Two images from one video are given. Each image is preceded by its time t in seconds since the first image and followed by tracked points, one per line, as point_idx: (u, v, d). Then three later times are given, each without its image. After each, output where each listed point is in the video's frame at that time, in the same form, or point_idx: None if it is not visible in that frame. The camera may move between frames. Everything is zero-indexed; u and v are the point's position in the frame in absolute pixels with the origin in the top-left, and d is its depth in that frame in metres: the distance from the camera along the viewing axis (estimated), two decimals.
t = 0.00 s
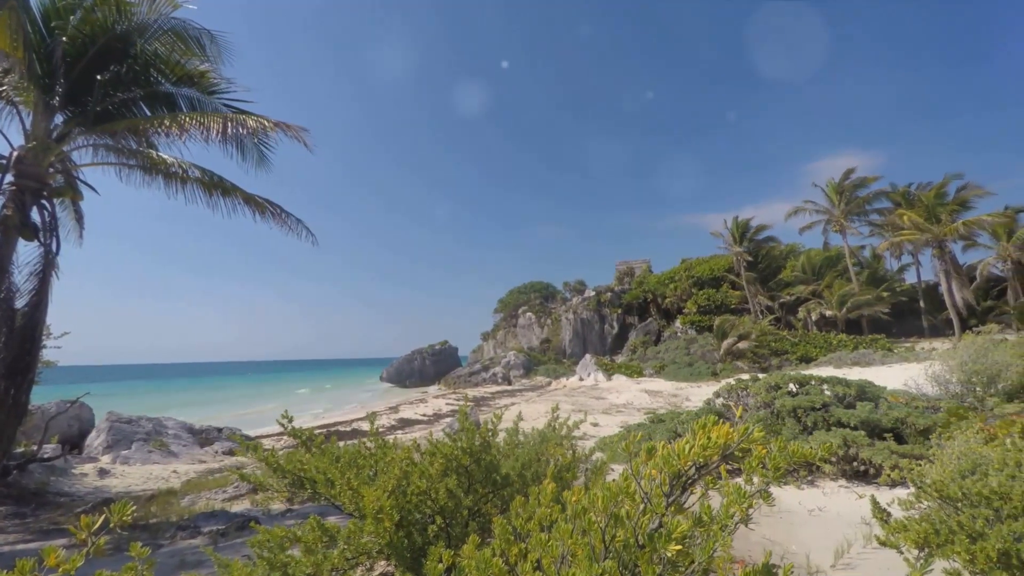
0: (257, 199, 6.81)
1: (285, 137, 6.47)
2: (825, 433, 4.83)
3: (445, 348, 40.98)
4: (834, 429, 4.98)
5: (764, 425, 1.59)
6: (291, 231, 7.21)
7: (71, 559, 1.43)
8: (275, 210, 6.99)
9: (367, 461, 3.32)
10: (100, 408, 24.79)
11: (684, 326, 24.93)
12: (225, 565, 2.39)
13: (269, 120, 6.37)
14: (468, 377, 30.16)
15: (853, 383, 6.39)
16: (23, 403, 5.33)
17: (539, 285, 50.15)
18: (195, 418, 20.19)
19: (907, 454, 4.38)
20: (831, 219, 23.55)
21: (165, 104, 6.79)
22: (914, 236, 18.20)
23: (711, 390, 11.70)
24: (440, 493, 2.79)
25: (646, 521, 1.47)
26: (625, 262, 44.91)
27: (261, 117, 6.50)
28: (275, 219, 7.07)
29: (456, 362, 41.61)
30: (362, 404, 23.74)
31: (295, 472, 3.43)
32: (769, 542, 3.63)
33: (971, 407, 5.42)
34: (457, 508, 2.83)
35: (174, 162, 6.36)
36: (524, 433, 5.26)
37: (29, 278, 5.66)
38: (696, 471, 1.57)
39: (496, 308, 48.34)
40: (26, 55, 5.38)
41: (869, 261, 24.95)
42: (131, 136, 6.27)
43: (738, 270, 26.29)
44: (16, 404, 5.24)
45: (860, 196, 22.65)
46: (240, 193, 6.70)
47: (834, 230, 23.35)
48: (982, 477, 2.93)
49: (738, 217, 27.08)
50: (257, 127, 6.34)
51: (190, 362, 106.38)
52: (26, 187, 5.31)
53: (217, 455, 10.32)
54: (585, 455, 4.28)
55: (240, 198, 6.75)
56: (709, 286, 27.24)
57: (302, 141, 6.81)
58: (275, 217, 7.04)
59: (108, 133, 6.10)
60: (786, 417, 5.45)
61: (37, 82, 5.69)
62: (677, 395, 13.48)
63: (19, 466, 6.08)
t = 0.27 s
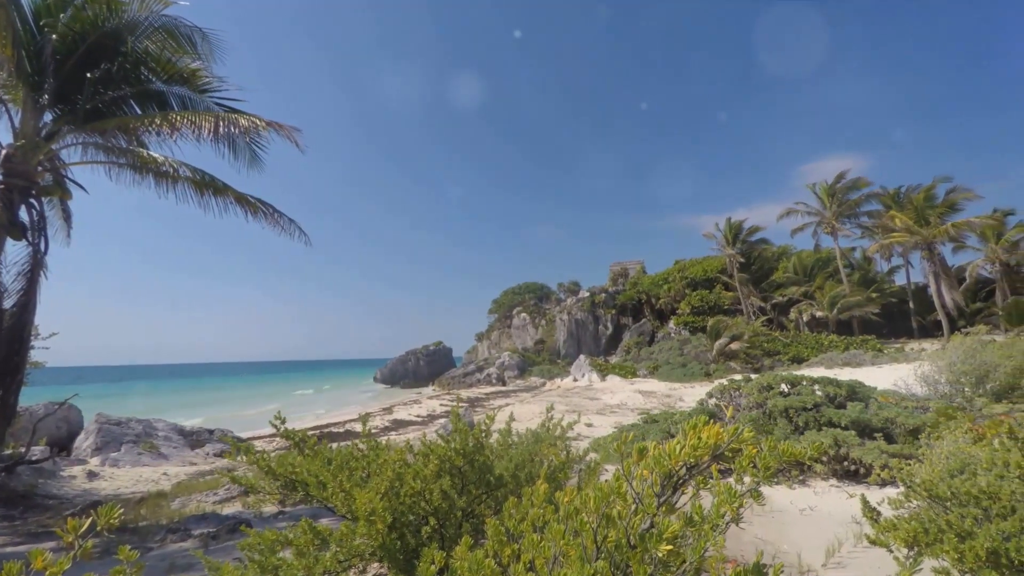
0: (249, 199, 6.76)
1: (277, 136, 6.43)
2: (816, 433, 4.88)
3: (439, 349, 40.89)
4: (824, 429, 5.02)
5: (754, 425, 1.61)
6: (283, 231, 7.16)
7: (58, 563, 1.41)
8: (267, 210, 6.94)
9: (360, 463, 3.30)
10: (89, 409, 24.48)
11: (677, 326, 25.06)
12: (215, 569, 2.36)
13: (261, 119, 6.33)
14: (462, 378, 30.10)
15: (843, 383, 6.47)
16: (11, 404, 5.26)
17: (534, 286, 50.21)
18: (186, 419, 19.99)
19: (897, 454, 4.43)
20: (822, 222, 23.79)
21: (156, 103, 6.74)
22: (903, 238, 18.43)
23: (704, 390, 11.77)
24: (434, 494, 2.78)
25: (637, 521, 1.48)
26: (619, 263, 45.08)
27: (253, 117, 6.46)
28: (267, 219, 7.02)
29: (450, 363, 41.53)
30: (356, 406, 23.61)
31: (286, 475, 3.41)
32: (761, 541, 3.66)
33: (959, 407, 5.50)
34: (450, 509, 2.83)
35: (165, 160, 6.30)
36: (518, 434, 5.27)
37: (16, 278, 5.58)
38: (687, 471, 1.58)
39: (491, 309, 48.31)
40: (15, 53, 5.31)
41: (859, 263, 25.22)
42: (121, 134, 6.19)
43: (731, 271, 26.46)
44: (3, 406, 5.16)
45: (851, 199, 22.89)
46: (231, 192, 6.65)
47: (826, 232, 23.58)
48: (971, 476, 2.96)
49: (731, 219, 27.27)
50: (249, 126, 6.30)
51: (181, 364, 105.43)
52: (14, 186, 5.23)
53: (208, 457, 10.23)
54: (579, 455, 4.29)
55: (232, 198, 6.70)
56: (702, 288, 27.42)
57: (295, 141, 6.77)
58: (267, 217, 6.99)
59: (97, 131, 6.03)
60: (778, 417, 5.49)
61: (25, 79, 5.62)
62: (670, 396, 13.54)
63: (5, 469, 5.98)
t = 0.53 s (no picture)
0: (242, 199, 6.72)
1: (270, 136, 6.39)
2: (807, 433, 4.91)
3: (433, 350, 40.79)
4: (816, 429, 5.06)
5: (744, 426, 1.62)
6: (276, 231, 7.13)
7: (45, 567, 1.39)
8: (259, 210, 6.90)
9: (353, 464, 3.29)
10: (77, 411, 24.15)
11: (671, 327, 25.16)
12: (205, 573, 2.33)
13: (254, 119, 6.29)
14: (457, 379, 30.03)
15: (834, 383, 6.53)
16: None
17: (528, 287, 50.22)
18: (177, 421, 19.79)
19: (887, 454, 4.48)
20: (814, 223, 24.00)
21: (147, 101, 6.72)
22: (894, 240, 18.62)
23: (697, 391, 11.84)
24: (427, 496, 2.78)
25: (629, 522, 1.48)
26: (614, 264, 45.22)
27: (246, 116, 6.42)
28: (259, 219, 6.98)
29: (445, 364, 41.43)
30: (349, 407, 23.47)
31: (278, 477, 3.39)
32: (754, 542, 3.68)
33: (948, 408, 5.56)
34: (443, 511, 2.82)
35: (156, 160, 6.24)
36: (511, 435, 5.26)
37: (4, 278, 5.50)
38: (678, 472, 1.59)
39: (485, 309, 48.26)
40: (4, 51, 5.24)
41: (850, 265, 25.47)
42: (111, 133, 6.12)
43: (724, 272, 26.62)
44: None
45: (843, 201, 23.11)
46: (223, 192, 6.60)
47: (817, 233, 23.79)
48: (960, 476, 3.00)
49: (724, 220, 27.44)
50: (241, 126, 6.26)
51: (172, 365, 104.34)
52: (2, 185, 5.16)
53: (199, 460, 10.13)
54: (572, 456, 4.29)
55: (224, 197, 6.65)
56: (695, 289, 27.56)
57: (288, 141, 6.73)
58: (259, 217, 6.95)
59: (87, 130, 5.97)
60: (770, 417, 5.52)
61: (14, 77, 5.55)
62: (664, 396, 13.58)
63: None
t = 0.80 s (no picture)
0: (234, 199, 6.67)
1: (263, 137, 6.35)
2: (799, 433, 4.96)
3: (427, 351, 40.67)
4: (807, 429, 5.11)
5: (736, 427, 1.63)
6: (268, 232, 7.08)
7: (32, 571, 1.37)
8: (252, 211, 6.86)
9: (346, 467, 3.27)
10: (65, 414, 23.83)
11: (665, 328, 25.26)
12: None
13: (246, 119, 6.25)
14: (451, 381, 29.98)
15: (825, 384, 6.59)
16: None
17: (523, 288, 50.22)
18: (168, 424, 19.59)
19: (878, 454, 4.52)
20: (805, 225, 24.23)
21: (137, 100, 6.66)
22: (884, 242, 18.85)
23: (690, 392, 11.90)
24: (421, 498, 2.77)
25: (621, 523, 1.48)
26: (608, 265, 45.37)
27: (239, 116, 6.38)
28: (252, 220, 6.93)
29: (439, 365, 41.33)
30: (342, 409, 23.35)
31: (270, 480, 3.37)
32: (746, 542, 3.70)
33: (938, 407, 5.63)
34: (437, 513, 2.81)
35: (146, 159, 6.18)
36: (505, 436, 5.25)
37: None
38: (670, 474, 1.60)
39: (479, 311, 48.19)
40: None
41: (841, 266, 25.73)
42: (101, 132, 6.05)
43: (717, 274, 26.79)
44: None
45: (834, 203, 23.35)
46: (215, 193, 6.55)
47: (809, 235, 24.03)
48: (948, 475, 3.05)
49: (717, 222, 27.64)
50: (234, 126, 6.22)
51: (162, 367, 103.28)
52: None
53: (190, 462, 10.03)
54: (567, 457, 4.30)
55: (215, 198, 6.60)
56: (689, 290, 27.71)
57: (281, 141, 6.69)
58: (251, 218, 6.90)
59: (76, 130, 5.90)
60: (763, 417, 5.56)
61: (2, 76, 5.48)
62: (658, 397, 13.64)
63: None
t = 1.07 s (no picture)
0: (225, 200, 6.63)
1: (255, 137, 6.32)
2: (791, 434, 4.99)
3: (421, 353, 40.54)
4: (799, 429, 5.15)
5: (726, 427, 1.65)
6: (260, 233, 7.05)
7: None
8: (243, 212, 6.82)
9: (339, 469, 3.25)
10: (53, 418, 23.49)
11: (658, 330, 25.36)
12: None
13: (238, 119, 6.21)
14: (445, 383, 29.89)
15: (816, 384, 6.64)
16: None
17: (517, 289, 50.22)
18: (158, 427, 19.37)
19: (868, 453, 4.56)
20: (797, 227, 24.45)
21: (127, 100, 6.59)
22: (873, 244, 19.06)
23: (684, 393, 11.95)
24: (414, 501, 2.76)
25: (613, 524, 1.48)
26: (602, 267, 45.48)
27: (230, 116, 6.34)
28: (243, 221, 6.89)
29: (433, 367, 41.21)
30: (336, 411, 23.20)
31: (262, 483, 3.34)
32: (739, 542, 3.72)
33: (927, 407, 5.70)
34: (430, 516, 2.80)
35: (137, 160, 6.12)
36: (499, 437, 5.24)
37: None
38: (661, 475, 1.61)
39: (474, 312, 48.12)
40: None
41: (832, 268, 25.97)
42: (90, 132, 5.99)
43: (710, 275, 26.95)
44: None
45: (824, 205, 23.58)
46: (206, 193, 6.51)
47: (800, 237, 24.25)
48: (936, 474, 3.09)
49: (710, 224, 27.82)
50: (226, 127, 6.18)
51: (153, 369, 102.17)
52: None
53: (180, 466, 9.92)
54: (560, 459, 4.30)
55: (207, 199, 6.55)
56: (682, 291, 27.86)
57: (273, 142, 6.65)
58: (243, 219, 6.87)
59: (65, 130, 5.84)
60: (755, 418, 5.59)
61: None
62: (651, 398, 13.70)
63: None
